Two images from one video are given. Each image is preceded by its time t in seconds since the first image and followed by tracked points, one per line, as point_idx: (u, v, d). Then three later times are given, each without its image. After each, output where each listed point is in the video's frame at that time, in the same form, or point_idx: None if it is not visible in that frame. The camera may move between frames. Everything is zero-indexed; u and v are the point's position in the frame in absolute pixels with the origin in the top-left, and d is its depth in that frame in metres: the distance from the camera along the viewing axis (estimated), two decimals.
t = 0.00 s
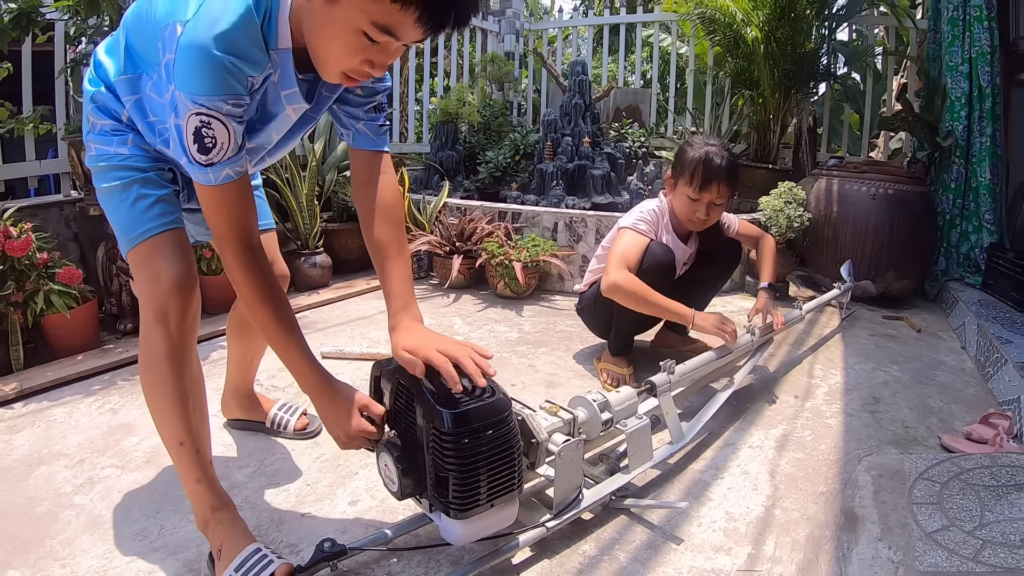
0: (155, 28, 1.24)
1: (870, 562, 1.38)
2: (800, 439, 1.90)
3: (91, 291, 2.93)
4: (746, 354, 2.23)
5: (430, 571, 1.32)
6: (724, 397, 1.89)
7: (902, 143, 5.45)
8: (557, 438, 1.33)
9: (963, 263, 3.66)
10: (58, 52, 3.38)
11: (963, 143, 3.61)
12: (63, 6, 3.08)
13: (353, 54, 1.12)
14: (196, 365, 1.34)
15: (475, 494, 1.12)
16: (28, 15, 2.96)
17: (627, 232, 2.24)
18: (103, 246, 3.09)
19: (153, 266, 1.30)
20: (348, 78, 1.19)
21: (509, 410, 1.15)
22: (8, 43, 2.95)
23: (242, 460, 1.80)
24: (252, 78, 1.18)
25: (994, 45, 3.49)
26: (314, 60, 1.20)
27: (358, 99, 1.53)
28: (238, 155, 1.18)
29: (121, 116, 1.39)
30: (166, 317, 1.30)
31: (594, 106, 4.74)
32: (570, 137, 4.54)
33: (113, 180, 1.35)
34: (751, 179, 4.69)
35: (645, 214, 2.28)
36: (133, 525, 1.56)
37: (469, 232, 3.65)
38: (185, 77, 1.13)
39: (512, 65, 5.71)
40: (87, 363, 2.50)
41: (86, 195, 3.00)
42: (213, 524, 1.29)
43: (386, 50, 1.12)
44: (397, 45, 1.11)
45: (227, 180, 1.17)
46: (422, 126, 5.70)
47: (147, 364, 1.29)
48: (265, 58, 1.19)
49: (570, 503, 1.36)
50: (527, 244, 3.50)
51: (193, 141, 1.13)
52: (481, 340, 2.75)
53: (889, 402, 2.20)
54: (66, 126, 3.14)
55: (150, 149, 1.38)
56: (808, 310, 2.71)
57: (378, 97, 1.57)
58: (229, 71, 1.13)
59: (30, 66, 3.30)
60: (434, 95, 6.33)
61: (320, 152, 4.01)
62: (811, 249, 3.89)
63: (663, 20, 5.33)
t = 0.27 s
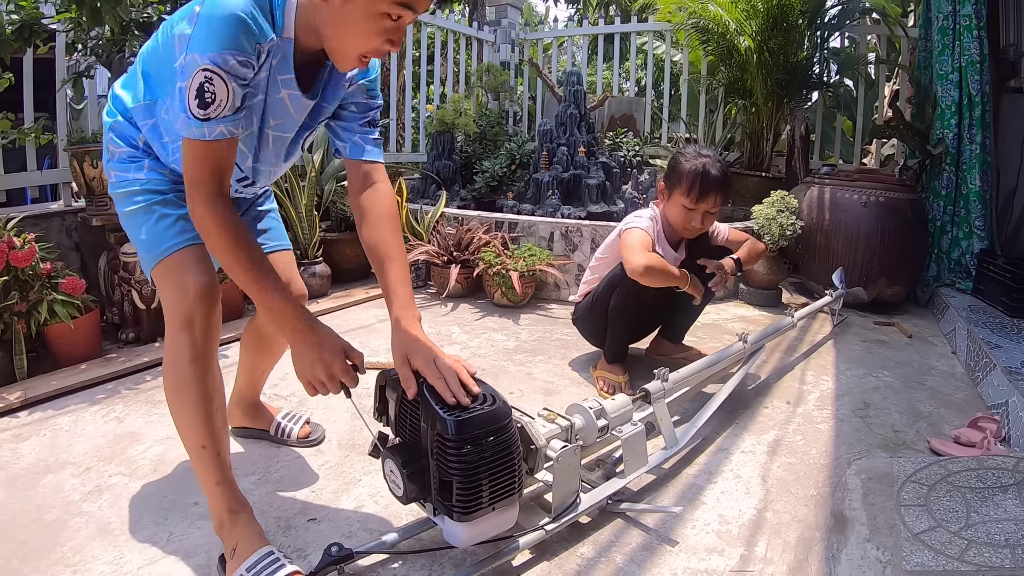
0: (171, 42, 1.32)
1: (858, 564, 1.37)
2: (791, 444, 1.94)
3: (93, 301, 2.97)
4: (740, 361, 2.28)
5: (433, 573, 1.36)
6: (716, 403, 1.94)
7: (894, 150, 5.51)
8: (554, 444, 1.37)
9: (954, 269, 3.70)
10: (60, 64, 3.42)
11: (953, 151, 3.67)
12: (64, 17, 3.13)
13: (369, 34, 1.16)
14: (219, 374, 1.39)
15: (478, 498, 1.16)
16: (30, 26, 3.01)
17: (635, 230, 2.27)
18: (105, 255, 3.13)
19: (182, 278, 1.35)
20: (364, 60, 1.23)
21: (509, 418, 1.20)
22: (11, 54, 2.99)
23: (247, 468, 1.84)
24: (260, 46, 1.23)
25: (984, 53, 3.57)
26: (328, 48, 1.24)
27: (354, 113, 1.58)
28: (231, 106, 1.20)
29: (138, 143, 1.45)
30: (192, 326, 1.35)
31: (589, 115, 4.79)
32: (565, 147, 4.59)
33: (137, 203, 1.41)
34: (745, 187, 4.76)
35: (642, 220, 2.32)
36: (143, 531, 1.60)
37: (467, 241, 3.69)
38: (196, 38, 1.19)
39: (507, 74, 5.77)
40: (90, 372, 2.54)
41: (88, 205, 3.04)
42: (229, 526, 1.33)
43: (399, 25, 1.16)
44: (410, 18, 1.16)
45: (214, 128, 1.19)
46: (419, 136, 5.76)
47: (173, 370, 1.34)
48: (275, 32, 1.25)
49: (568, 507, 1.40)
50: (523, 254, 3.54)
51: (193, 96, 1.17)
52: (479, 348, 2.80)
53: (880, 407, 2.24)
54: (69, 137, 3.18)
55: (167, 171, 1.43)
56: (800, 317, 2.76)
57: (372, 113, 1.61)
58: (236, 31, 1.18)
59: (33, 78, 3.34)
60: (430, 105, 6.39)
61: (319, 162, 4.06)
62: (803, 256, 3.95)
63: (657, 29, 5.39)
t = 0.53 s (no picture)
0: None
1: (853, 566, 1.39)
2: (787, 449, 1.96)
3: (91, 309, 2.98)
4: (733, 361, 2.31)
5: None
6: (711, 407, 1.97)
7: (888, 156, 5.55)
8: (552, 455, 1.39)
9: (947, 273, 3.73)
10: (60, 73, 3.44)
11: (946, 156, 3.69)
12: (63, 25, 3.15)
13: None
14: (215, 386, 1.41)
15: (478, 513, 1.19)
16: (30, 34, 3.03)
17: (642, 235, 2.27)
18: (104, 263, 3.14)
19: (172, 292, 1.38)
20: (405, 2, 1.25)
21: (508, 434, 1.22)
22: (10, 62, 3.01)
23: (248, 476, 1.85)
24: None
25: (975, 60, 3.61)
26: None
27: (347, 93, 1.34)
28: None
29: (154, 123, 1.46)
30: (186, 337, 1.36)
31: (585, 123, 4.82)
32: (561, 154, 4.62)
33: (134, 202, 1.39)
34: (740, 193, 4.80)
35: (643, 224, 2.36)
36: (145, 539, 1.61)
37: (464, 249, 3.72)
38: None
39: (503, 82, 5.80)
40: (90, 380, 2.55)
41: (87, 213, 3.06)
42: (235, 537, 1.35)
43: None
44: None
45: None
46: (416, 144, 5.79)
47: (169, 384, 1.35)
48: None
49: (567, 515, 1.42)
50: (520, 262, 3.57)
51: None
52: (477, 355, 2.82)
53: (874, 411, 2.26)
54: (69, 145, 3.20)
55: (162, 164, 1.41)
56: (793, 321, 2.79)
57: (369, 95, 1.38)
58: None
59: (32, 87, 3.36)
60: (426, 112, 6.42)
61: (316, 170, 4.08)
62: (798, 262, 3.97)
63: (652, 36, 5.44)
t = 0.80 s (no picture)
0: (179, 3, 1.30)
1: (851, 569, 1.40)
2: (784, 453, 1.96)
3: (87, 314, 2.96)
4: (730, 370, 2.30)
5: None
6: (709, 412, 1.96)
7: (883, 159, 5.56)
8: (551, 456, 1.38)
9: (943, 276, 3.74)
10: (56, 78, 3.43)
11: (942, 159, 3.71)
12: (60, 30, 3.14)
13: None
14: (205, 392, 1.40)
15: (477, 511, 1.17)
16: (26, 38, 3.02)
17: (637, 243, 2.27)
18: (100, 268, 3.13)
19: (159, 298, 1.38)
20: None
21: (507, 432, 1.21)
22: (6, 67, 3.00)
23: (244, 482, 1.84)
24: None
25: (970, 63, 3.63)
26: None
27: (366, 95, 1.35)
28: None
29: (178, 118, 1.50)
30: (174, 343, 1.36)
31: (581, 127, 4.82)
32: (557, 159, 4.61)
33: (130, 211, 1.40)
34: (736, 197, 4.80)
35: (636, 231, 2.36)
36: (141, 545, 1.60)
37: (460, 254, 3.71)
38: None
39: (499, 87, 5.80)
40: (85, 386, 2.53)
41: (83, 218, 3.05)
42: (225, 542, 1.33)
43: None
44: None
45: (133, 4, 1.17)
46: (412, 149, 5.78)
47: (157, 389, 1.35)
48: None
49: (565, 518, 1.41)
50: (516, 267, 3.56)
51: None
52: (473, 360, 2.81)
53: (871, 415, 2.26)
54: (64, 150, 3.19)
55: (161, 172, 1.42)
56: (790, 326, 2.79)
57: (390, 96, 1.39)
58: None
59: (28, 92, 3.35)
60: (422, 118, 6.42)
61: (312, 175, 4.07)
62: (794, 266, 3.97)
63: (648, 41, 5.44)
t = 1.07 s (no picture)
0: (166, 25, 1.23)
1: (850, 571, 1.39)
2: (781, 454, 1.95)
3: (82, 317, 2.95)
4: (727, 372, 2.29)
5: None
6: (706, 415, 1.95)
7: (879, 161, 5.56)
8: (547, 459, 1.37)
9: (940, 277, 3.74)
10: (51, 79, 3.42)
11: (938, 160, 3.71)
12: (55, 32, 3.12)
13: None
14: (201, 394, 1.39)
15: (473, 514, 1.16)
16: (21, 40, 3.00)
17: (636, 247, 2.26)
18: (95, 271, 3.12)
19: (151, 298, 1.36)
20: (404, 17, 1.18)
21: (503, 435, 1.20)
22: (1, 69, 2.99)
23: (238, 486, 1.83)
24: (242, 27, 1.11)
25: (966, 64, 3.63)
26: (363, 12, 1.18)
27: (374, 93, 1.46)
28: (213, 128, 1.12)
29: (149, 138, 1.41)
30: (169, 348, 1.35)
31: (577, 129, 4.81)
32: (553, 161, 4.60)
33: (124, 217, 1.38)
34: (733, 199, 4.79)
35: (635, 234, 2.34)
36: (135, 549, 1.58)
37: (456, 257, 3.70)
38: (176, 23, 1.08)
39: (495, 89, 5.79)
40: (80, 389, 2.51)
41: (77, 220, 3.03)
42: (219, 548, 1.32)
43: None
44: None
45: (195, 157, 1.11)
46: (408, 151, 5.77)
47: (152, 392, 1.34)
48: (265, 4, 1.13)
49: (562, 520, 1.40)
50: (512, 269, 3.56)
51: (169, 92, 1.08)
52: (470, 363, 2.80)
53: (869, 416, 2.25)
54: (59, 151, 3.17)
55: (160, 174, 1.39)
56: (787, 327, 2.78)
57: (395, 93, 1.49)
58: (211, 22, 1.06)
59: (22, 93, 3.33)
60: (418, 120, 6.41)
61: (308, 178, 4.06)
62: (791, 267, 3.97)
63: (644, 43, 5.44)
